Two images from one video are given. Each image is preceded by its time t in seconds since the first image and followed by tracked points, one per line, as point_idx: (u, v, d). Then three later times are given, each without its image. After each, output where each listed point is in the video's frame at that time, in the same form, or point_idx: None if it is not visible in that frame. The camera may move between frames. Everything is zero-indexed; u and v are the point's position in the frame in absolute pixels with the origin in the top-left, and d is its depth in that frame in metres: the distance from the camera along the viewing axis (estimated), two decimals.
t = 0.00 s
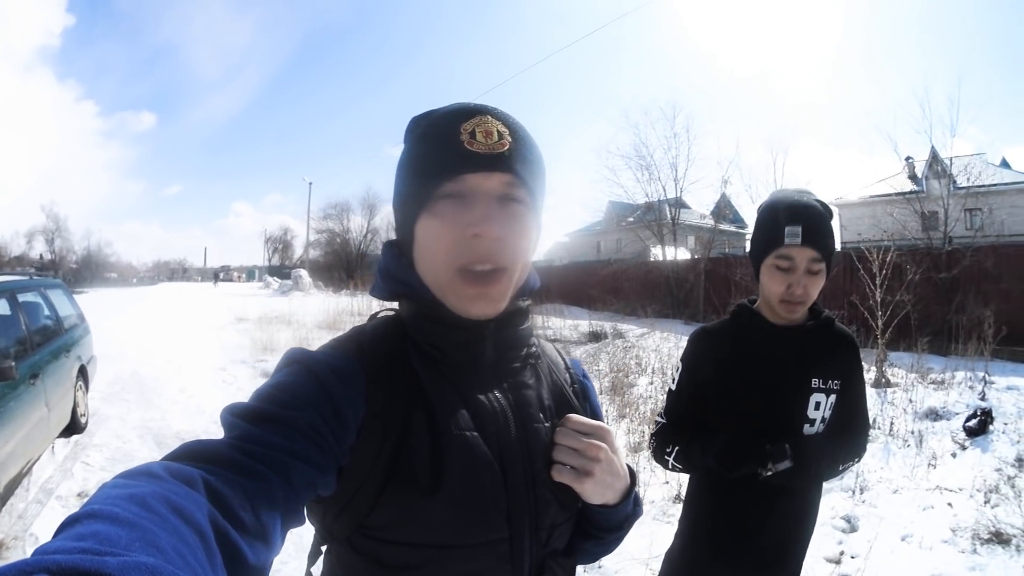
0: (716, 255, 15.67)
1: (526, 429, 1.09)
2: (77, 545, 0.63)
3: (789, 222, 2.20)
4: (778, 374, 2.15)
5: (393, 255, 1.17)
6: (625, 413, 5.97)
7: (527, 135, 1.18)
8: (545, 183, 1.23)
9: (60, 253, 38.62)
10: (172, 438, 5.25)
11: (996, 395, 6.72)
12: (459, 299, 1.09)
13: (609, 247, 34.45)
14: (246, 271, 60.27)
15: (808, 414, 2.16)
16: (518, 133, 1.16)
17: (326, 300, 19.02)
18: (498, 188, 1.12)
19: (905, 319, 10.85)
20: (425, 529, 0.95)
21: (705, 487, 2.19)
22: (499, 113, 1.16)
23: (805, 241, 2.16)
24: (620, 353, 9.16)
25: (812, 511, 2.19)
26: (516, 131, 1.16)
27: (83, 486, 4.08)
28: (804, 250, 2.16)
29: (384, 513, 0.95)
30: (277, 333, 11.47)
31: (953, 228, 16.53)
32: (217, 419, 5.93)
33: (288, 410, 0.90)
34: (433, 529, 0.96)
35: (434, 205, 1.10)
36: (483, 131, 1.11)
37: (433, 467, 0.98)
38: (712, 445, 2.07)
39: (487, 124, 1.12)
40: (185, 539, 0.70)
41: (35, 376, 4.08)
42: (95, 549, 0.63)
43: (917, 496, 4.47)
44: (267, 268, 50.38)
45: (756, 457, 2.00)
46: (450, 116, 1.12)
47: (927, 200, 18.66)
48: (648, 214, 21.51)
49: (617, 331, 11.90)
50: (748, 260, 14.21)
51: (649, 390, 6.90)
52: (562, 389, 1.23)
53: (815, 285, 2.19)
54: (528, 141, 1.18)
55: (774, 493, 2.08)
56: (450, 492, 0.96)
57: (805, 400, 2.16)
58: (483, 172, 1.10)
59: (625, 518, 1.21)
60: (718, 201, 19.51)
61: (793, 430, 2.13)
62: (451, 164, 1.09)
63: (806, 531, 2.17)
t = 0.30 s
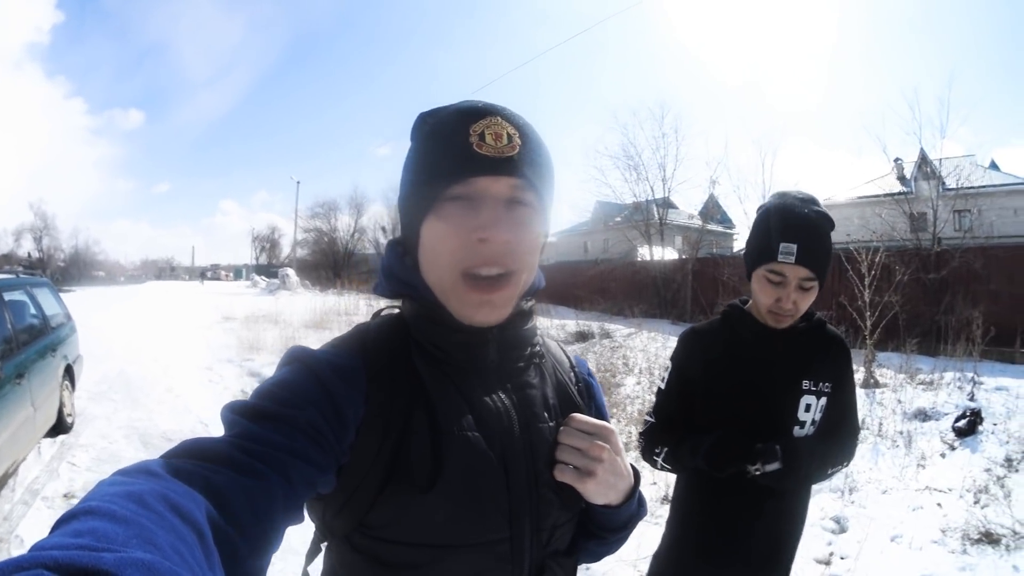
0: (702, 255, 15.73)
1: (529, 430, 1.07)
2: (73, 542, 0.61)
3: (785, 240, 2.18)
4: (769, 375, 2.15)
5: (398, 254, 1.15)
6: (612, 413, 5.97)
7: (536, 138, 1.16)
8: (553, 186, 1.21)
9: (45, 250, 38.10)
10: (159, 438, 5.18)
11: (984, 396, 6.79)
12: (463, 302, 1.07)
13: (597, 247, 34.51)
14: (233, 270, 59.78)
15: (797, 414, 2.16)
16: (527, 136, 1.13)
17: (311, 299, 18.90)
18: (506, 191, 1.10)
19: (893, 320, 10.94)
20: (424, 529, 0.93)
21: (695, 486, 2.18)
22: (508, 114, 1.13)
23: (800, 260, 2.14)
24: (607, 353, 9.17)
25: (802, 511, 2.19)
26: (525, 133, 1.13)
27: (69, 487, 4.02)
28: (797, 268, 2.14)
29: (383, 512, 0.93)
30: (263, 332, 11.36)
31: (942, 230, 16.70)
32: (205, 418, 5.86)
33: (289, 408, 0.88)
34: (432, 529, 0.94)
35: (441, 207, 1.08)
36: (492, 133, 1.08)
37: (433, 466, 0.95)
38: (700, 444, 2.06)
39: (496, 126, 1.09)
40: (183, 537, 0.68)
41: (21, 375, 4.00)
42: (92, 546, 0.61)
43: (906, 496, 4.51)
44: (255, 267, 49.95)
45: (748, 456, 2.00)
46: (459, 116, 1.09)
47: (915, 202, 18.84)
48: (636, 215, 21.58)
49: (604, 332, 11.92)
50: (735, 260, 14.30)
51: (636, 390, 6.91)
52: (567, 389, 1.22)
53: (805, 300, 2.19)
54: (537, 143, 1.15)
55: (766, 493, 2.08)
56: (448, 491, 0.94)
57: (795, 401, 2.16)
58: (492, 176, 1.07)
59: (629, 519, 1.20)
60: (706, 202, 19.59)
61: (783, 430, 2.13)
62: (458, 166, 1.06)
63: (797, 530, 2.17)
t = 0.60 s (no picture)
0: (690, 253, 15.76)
1: (526, 432, 1.06)
2: (74, 547, 0.59)
3: (776, 245, 2.18)
4: (761, 374, 2.15)
5: (392, 258, 1.13)
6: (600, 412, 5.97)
7: (527, 140, 1.14)
8: (544, 188, 1.19)
9: (29, 249, 37.53)
10: (147, 439, 5.12)
11: (973, 393, 6.86)
12: (461, 305, 1.06)
13: (584, 244, 34.53)
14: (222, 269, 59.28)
15: (788, 414, 2.16)
16: (517, 137, 1.12)
17: (298, 298, 18.76)
18: (499, 195, 1.09)
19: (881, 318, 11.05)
20: (422, 531, 0.92)
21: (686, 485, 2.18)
22: (497, 116, 1.11)
23: (791, 263, 2.14)
24: (594, 352, 9.17)
25: (793, 509, 2.19)
26: (515, 135, 1.11)
27: (57, 490, 3.96)
28: (789, 271, 2.14)
29: (382, 515, 0.91)
30: (251, 331, 11.26)
31: (930, 228, 16.86)
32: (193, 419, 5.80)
33: (288, 412, 0.87)
34: (430, 531, 0.92)
35: (434, 211, 1.07)
36: (483, 136, 1.06)
37: (430, 468, 0.94)
38: (690, 442, 2.06)
39: (487, 129, 1.07)
40: (183, 540, 0.66)
41: (8, 377, 3.94)
42: (93, 551, 0.60)
43: (896, 494, 4.55)
44: (243, 266, 49.53)
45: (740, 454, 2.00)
46: (449, 119, 1.07)
47: (903, 200, 19.00)
48: (623, 213, 21.63)
49: (592, 330, 11.93)
50: (723, 258, 14.37)
51: (624, 388, 6.93)
52: (563, 391, 1.20)
53: (796, 304, 2.17)
54: (527, 145, 1.14)
55: (758, 491, 2.08)
56: (445, 492, 0.93)
57: (787, 400, 2.16)
58: (485, 179, 1.06)
59: (625, 519, 1.19)
60: (693, 200, 19.67)
61: (775, 428, 2.13)
62: (450, 169, 1.05)
63: (788, 528, 2.18)
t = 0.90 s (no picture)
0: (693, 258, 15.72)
1: (526, 444, 1.06)
2: (74, 559, 0.60)
3: (783, 252, 2.18)
4: (765, 380, 2.15)
5: (391, 271, 1.14)
6: (604, 418, 5.94)
7: (524, 154, 1.15)
8: (541, 202, 1.20)
9: (33, 260, 37.68)
10: (151, 449, 5.12)
11: (978, 393, 6.83)
12: (461, 317, 1.06)
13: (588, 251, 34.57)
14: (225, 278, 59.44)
15: (794, 420, 2.16)
16: (515, 153, 1.12)
17: (301, 307, 18.78)
18: (497, 209, 1.09)
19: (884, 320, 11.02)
20: (423, 543, 0.92)
21: (692, 491, 2.17)
22: (496, 132, 1.12)
23: (799, 270, 2.15)
24: (598, 358, 9.16)
25: (800, 516, 2.18)
26: (513, 150, 1.12)
27: (62, 499, 3.96)
28: (797, 279, 2.14)
29: (383, 527, 0.91)
30: (255, 341, 11.28)
31: (932, 228, 16.82)
32: (197, 428, 5.80)
33: (288, 426, 0.87)
34: (431, 542, 0.92)
35: (434, 225, 1.07)
36: (482, 151, 1.07)
37: (431, 481, 0.94)
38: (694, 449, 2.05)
39: (485, 145, 1.08)
40: (184, 552, 0.67)
41: (12, 387, 3.95)
42: (94, 565, 0.60)
43: (902, 496, 4.52)
44: (246, 275, 49.67)
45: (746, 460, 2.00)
46: (447, 134, 1.08)
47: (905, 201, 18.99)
48: (625, 219, 21.64)
49: (596, 337, 11.92)
50: (726, 262, 14.36)
51: (629, 394, 6.91)
52: (561, 404, 1.21)
53: (803, 311, 2.19)
54: (525, 159, 1.15)
55: (764, 497, 2.07)
56: (447, 505, 0.93)
57: (792, 406, 2.16)
58: (483, 194, 1.07)
59: (623, 531, 1.19)
60: (696, 205, 19.68)
61: (781, 434, 2.13)
62: (450, 184, 1.06)
63: (795, 534, 2.17)
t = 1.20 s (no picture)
0: (709, 255, 15.66)
1: (528, 447, 1.06)
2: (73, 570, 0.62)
3: (802, 250, 2.17)
4: (781, 377, 2.13)
5: (389, 275, 1.14)
6: (622, 417, 5.94)
7: (524, 157, 1.15)
8: (540, 205, 1.20)
9: (50, 270, 38.28)
10: (169, 455, 5.19)
11: (994, 384, 6.73)
12: (461, 319, 1.06)
13: (602, 250, 34.49)
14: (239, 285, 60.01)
15: (813, 416, 2.14)
16: (515, 156, 1.13)
17: (316, 312, 18.91)
18: (498, 210, 1.10)
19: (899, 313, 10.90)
20: (426, 548, 0.93)
21: (710, 488, 2.16)
22: (496, 135, 1.13)
23: (818, 269, 2.13)
24: (615, 358, 9.14)
25: (818, 513, 2.16)
26: (513, 153, 1.13)
27: (81, 506, 4.02)
28: (816, 278, 2.12)
29: (384, 533, 0.92)
30: (271, 346, 11.38)
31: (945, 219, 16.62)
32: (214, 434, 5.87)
33: (287, 433, 0.88)
34: (434, 547, 0.93)
35: (433, 227, 1.08)
36: (482, 153, 1.08)
37: (433, 485, 0.95)
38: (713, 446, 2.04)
39: (486, 147, 1.09)
40: (185, 562, 0.68)
41: (30, 397, 4.01)
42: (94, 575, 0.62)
43: (920, 489, 4.46)
44: (260, 281, 50.13)
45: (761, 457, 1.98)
46: (446, 136, 1.09)
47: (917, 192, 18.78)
48: (639, 217, 21.56)
49: (613, 335, 11.87)
50: (740, 258, 14.27)
51: (645, 392, 6.89)
52: (561, 407, 1.21)
53: (822, 308, 2.17)
54: (524, 161, 1.15)
55: (780, 493, 2.06)
56: (451, 508, 0.94)
57: (811, 402, 2.14)
58: (483, 195, 1.07)
59: (626, 533, 1.18)
60: (709, 201, 19.56)
61: (798, 430, 2.11)
62: (450, 185, 1.06)
63: (813, 532, 2.15)
